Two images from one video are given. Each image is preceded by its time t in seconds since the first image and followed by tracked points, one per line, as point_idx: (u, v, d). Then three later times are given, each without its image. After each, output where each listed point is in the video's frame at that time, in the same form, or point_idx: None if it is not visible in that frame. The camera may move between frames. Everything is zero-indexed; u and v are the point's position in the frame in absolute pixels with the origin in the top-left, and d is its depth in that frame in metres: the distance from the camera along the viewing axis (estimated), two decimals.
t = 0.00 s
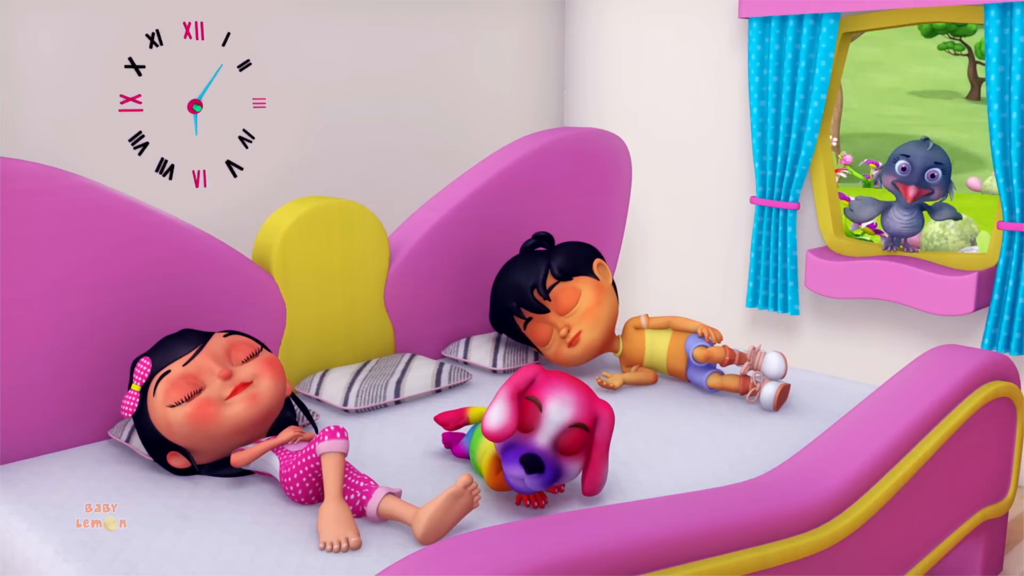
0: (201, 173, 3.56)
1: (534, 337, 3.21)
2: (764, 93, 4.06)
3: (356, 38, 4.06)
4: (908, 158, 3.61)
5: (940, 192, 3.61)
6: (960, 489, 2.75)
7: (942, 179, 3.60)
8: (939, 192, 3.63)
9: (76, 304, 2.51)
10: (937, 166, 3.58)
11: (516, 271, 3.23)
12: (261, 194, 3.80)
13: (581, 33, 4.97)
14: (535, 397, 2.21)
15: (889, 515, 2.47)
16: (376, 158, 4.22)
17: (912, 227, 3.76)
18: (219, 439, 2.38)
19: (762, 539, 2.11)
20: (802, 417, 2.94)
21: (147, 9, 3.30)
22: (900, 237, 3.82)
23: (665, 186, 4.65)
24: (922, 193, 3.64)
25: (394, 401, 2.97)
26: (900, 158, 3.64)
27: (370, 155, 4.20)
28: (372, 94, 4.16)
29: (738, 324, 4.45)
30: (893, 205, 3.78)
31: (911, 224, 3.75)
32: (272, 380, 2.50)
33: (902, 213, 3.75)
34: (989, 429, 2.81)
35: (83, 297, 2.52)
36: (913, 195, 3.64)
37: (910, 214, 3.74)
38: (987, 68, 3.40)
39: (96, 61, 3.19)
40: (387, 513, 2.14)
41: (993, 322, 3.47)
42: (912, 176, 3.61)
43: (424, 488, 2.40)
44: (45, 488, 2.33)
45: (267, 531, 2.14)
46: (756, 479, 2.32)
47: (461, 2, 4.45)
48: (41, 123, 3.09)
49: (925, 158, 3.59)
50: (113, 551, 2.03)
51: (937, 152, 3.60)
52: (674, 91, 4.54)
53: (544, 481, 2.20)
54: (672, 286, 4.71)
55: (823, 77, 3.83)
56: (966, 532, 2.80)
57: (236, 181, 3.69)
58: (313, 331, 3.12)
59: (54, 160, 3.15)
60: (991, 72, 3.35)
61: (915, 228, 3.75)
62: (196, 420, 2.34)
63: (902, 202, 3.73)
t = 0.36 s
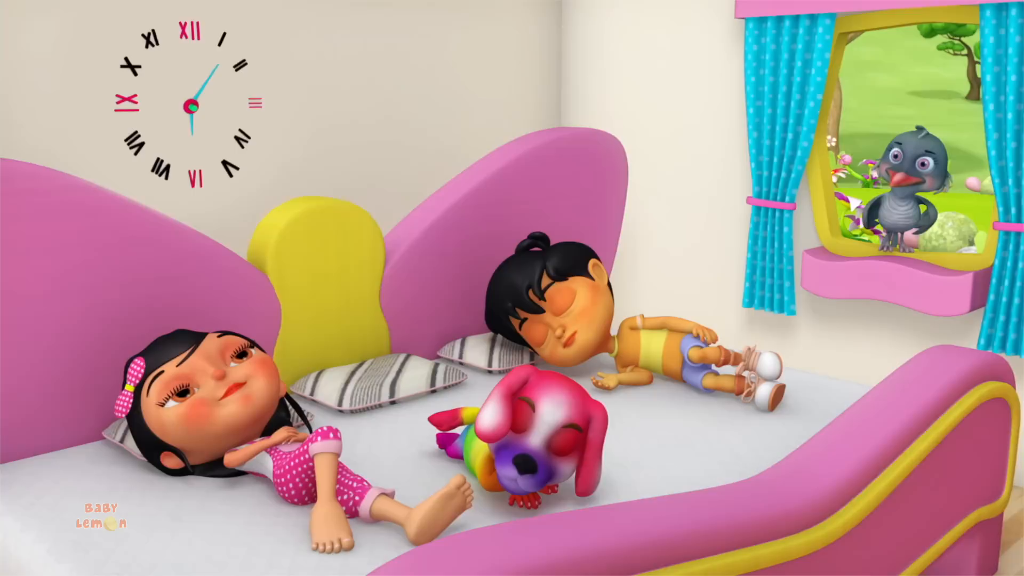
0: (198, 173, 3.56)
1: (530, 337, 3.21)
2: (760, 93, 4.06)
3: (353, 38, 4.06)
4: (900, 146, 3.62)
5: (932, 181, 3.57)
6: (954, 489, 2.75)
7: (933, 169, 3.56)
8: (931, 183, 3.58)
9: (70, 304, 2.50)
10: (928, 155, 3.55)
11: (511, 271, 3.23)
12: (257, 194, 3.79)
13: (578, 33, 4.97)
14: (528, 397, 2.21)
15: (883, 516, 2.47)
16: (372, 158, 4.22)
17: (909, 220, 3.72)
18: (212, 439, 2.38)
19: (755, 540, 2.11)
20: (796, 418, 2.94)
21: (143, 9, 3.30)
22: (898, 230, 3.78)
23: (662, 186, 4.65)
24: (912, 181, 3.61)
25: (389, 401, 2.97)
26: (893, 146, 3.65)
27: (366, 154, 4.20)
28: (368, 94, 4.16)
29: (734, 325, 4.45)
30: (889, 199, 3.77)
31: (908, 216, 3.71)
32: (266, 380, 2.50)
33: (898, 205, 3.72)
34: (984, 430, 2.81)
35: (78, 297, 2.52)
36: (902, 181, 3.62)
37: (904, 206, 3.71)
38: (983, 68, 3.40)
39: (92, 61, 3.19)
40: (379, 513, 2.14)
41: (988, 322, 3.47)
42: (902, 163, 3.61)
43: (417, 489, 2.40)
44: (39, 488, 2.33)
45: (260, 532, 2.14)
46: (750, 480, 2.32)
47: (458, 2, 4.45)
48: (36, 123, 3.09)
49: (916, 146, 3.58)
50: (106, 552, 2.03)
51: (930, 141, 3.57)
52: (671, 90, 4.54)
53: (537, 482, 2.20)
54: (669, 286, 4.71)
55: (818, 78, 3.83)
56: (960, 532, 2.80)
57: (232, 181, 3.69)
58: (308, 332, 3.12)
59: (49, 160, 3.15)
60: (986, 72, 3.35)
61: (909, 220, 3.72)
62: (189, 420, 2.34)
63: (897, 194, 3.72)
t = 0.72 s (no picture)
0: (192, 174, 3.56)
1: (523, 337, 3.21)
2: (755, 93, 4.06)
3: (348, 38, 4.06)
4: (880, 150, 3.64)
5: (921, 171, 3.59)
6: (947, 489, 2.75)
7: (919, 160, 3.58)
8: (921, 173, 3.60)
9: (62, 305, 2.50)
10: (909, 148, 3.58)
11: (505, 272, 3.23)
12: (252, 195, 3.79)
13: (574, 33, 4.97)
14: (519, 398, 2.21)
15: (875, 516, 2.47)
16: (367, 158, 4.22)
17: (905, 219, 3.72)
18: (204, 440, 2.38)
19: (746, 540, 2.11)
20: (789, 418, 2.94)
21: (137, 9, 3.30)
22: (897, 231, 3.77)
23: (658, 186, 4.65)
24: (904, 178, 3.62)
25: (382, 402, 2.97)
26: (873, 153, 3.68)
27: (361, 155, 4.20)
28: (363, 94, 4.16)
29: (730, 325, 4.45)
30: (882, 200, 3.77)
31: (904, 215, 3.71)
32: (258, 381, 2.50)
33: (894, 205, 3.72)
34: (977, 430, 2.81)
35: (70, 298, 2.52)
36: (895, 182, 3.62)
37: (900, 205, 3.71)
38: (977, 68, 3.39)
39: (86, 61, 3.19)
40: (370, 514, 2.14)
41: (983, 322, 3.46)
42: (888, 165, 3.62)
43: (409, 490, 2.40)
44: (30, 489, 2.33)
45: (251, 532, 2.14)
46: (742, 480, 2.32)
47: (453, 2, 4.44)
48: (29, 123, 3.09)
49: (895, 144, 3.61)
50: (96, 552, 2.03)
51: (904, 135, 3.61)
52: (666, 90, 4.54)
53: (528, 483, 2.19)
54: (664, 286, 4.71)
55: (813, 78, 3.83)
56: (953, 533, 2.80)
57: (227, 181, 3.68)
58: (301, 332, 3.12)
59: (42, 160, 3.14)
60: (981, 72, 3.35)
61: (907, 218, 3.71)
62: (181, 421, 2.33)
63: (890, 195, 3.72)
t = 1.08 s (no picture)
0: (185, 174, 3.56)
1: (516, 338, 3.22)
2: (750, 93, 4.06)
3: (342, 38, 4.06)
4: (870, 154, 3.66)
5: (913, 172, 3.58)
6: (938, 490, 2.74)
7: (910, 161, 3.58)
8: (913, 173, 3.60)
9: (53, 305, 2.50)
10: (899, 151, 3.58)
11: (497, 273, 3.23)
12: (245, 195, 3.78)
13: (568, 34, 4.96)
14: (508, 399, 2.21)
15: (865, 516, 2.47)
16: (361, 158, 4.21)
17: (899, 220, 3.73)
18: (194, 441, 2.38)
19: (735, 541, 2.11)
20: (782, 418, 2.93)
21: (130, 9, 3.30)
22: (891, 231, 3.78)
23: (653, 186, 4.65)
24: (896, 180, 3.63)
25: (374, 403, 2.96)
26: (863, 157, 3.69)
27: (355, 155, 4.19)
28: (357, 93, 4.15)
29: (724, 325, 4.45)
30: (876, 201, 3.78)
31: (899, 216, 3.72)
32: (249, 382, 2.49)
33: (889, 206, 3.72)
34: (968, 430, 2.80)
35: (61, 298, 2.51)
36: (888, 185, 3.65)
37: (894, 206, 3.72)
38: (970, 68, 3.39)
39: (79, 61, 3.19)
40: (359, 514, 2.14)
41: (976, 323, 3.46)
42: (879, 169, 3.64)
43: (399, 490, 2.39)
44: (20, 490, 2.33)
45: (240, 533, 2.14)
46: (732, 481, 2.31)
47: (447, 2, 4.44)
48: (20, 123, 3.09)
49: (884, 148, 3.62)
50: (85, 553, 2.03)
51: (892, 137, 3.61)
52: (661, 90, 4.54)
53: (517, 484, 2.20)
54: (659, 287, 4.71)
55: (807, 78, 3.83)
56: (945, 533, 2.79)
57: (220, 181, 3.68)
58: (294, 333, 3.12)
59: (33, 161, 3.13)
60: (974, 73, 3.35)
61: (902, 219, 3.72)
62: (171, 421, 2.33)
63: (884, 196, 3.72)
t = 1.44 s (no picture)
0: (178, 174, 3.55)
1: (508, 339, 3.21)
2: (743, 94, 4.06)
3: (336, 38, 4.06)
4: (867, 154, 3.65)
5: (905, 181, 3.58)
6: (929, 490, 2.74)
7: (904, 169, 3.57)
8: (906, 182, 3.59)
9: (42, 306, 2.50)
10: (895, 157, 3.57)
11: (489, 274, 3.23)
12: (238, 196, 3.78)
13: (562, 33, 4.96)
14: (496, 400, 2.20)
15: (855, 517, 2.47)
16: (355, 158, 4.21)
17: (892, 222, 3.73)
18: (182, 442, 2.38)
19: (722, 542, 2.10)
20: (773, 419, 2.93)
21: (122, 9, 3.29)
22: (882, 233, 3.78)
23: (647, 186, 4.65)
24: (886, 185, 3.63)
25: (365, 403, 2.96)
26: (861, 155, 3.68)
27: (348, 155, 4.19)
28: (351, 94, 4.15)
29: (719, 325, 4.45)
30: (868, 203, 3.77)
31: (892, 218, 3.71)
32: (238, 383, 2.49)
33: (880, 209, 3.72)
34: (959, 431, 2.80)
35: (49, 299, 2.51)
36: (877, 189, 3.64)
37: (887, 208, 3.71)
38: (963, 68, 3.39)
39: (72, 62, 3.19)
40: (347, 515, 2.14)
41: (969, 324, 3.46)
42: (873, 170, 3.63)
43: (388, 491, 2.39)
44: (8, 491, 2.32)
45: (227, 535, 2.13)
46: (721, 481, 2.31)
47: (442, 2, 4.44)
48: (12, 123, 3.09)
49: (882, 150, 3.60)
50: (71, 555, 2.02)
51: (894, 141, 3.59)
52: (655, 91, 4.53)
53: (505, 485, 2.19)
54: (653, 287, 4.71)
55: (801, 78, 3.82)
56: (936, 534, 2.79)
57: (213, 182, 3.68)
58: (285, 334, 3.11)
59: (26, 161, 3.13)
60: (966, 73, 3.34)
61: (892, 222, 3.72)
62: (159, 423, 2.33)
63: (876, 198, 3.72)
